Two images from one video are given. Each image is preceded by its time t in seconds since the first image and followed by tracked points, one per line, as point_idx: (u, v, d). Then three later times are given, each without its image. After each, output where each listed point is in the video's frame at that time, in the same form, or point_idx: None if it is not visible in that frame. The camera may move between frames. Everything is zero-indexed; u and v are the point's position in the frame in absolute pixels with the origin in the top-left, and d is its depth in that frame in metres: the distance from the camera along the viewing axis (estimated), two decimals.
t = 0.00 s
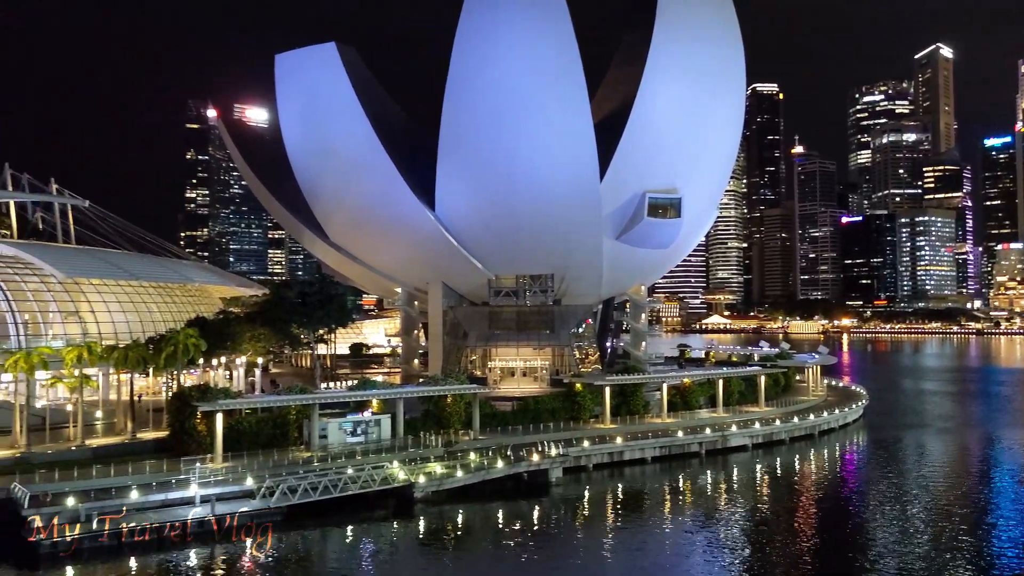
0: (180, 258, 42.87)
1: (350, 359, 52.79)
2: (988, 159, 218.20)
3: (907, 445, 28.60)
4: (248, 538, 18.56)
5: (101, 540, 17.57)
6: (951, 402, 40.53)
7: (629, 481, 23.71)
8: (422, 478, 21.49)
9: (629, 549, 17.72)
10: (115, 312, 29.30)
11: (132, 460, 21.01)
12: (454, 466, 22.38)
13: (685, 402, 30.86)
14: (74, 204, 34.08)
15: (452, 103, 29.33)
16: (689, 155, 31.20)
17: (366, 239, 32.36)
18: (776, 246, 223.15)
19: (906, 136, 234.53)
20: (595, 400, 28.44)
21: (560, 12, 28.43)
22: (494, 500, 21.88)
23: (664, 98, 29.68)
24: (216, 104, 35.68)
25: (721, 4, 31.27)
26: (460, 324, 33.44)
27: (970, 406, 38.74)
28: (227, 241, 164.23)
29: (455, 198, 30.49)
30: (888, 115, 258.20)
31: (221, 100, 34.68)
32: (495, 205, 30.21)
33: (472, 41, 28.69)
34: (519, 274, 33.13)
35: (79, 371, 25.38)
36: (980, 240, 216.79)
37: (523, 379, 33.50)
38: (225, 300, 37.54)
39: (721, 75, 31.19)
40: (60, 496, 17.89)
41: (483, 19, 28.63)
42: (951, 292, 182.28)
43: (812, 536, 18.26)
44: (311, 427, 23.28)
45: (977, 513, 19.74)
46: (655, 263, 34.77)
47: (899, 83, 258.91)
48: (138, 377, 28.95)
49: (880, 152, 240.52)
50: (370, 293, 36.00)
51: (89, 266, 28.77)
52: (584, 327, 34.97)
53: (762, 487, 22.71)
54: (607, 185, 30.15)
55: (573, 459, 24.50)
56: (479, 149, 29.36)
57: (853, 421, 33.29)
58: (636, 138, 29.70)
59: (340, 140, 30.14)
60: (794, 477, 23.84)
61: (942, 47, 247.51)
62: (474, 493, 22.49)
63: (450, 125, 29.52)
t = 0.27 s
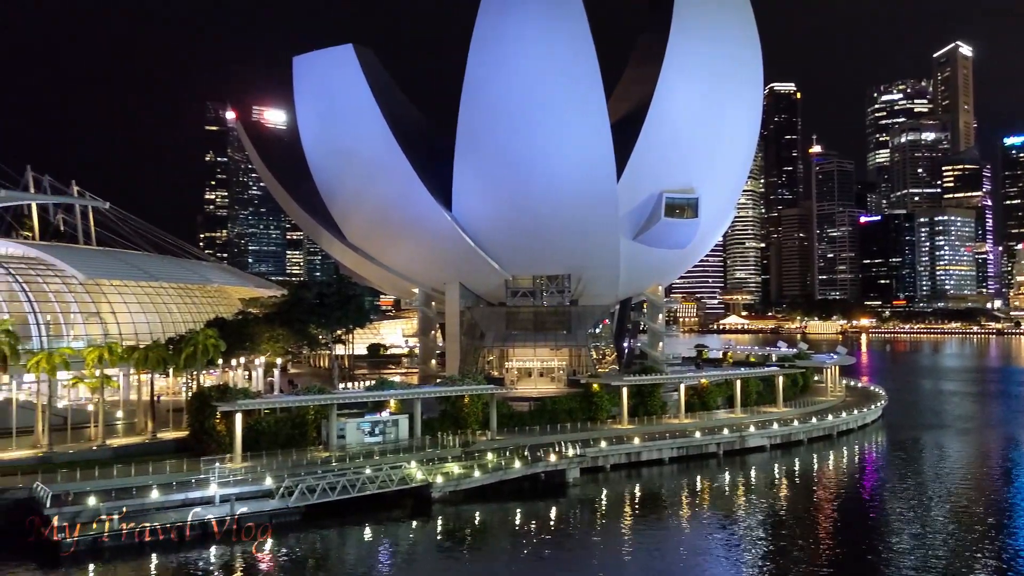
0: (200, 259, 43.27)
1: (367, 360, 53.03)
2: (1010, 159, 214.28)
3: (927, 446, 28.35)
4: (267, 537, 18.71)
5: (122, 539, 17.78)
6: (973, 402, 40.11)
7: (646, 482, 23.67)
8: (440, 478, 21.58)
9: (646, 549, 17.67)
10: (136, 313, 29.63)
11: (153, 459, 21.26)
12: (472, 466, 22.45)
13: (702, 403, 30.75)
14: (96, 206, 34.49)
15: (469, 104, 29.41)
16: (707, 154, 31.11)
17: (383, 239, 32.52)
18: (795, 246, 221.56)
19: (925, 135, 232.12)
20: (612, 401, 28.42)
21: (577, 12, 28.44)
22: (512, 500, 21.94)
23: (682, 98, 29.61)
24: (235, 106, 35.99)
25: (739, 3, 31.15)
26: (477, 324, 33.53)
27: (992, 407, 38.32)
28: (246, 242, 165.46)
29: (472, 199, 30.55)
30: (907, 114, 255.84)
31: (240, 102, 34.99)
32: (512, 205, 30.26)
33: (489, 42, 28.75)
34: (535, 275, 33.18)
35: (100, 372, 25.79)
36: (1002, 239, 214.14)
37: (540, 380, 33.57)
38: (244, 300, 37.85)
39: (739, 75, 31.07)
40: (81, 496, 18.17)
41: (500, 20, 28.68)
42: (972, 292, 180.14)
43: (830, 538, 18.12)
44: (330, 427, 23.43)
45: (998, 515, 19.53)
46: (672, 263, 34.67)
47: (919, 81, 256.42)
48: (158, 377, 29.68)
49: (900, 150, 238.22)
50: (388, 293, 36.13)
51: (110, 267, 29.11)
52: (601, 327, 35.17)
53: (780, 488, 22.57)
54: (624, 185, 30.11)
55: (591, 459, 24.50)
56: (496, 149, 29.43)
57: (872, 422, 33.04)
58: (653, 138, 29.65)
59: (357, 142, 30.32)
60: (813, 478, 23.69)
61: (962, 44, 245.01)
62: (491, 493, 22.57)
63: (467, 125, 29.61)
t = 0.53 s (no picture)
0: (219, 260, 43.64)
1: (384, 360, 53.28)
2: None
3: (948, 447, 28.08)
4: (286, 537, 18.85)
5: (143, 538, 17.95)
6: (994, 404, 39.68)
7: (664, 483, 23.60)
8: (457, 478, 21.66)
9: (663, 550, 17.63)
10: (156, 314, 29.93)
11: (173, 459, 21.50)
12: (489, 466, 22.51)
13: (720, 403, 30.62)
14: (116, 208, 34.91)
15: (485, 105, 29.48)
16: (724, 154, 31.00)
17: (400, 240, 32.65)
18: (813, 246, 219.93)
19: (945, 135, 229.58)
20: (629, 401, 28.39)
21: (594, 12, 28.44)
22: (529, 501, 21.97)
23: (699, 98, 29.52)
24: (253, 109, 36.30)
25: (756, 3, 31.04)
26: (494, 324, 33.59)
27: (1014, 408, 37.89)
28: (264, 244, 166.62)
29: (489, 200, 30.61)
30: (926, 113, 253.43)
31: (258, 104, 35.29)
32: (529, 206, 30.27)
33: (506, 43, 28.80)
34: (552, 276, 33.21)
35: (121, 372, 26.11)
36: None
37: (557, 381, 33.54)
38: (263, 301, 38.13)
39: (756, 75, 30.95)
40: (102, 496, 18.33)
41: (517, 21, 28.72)
42: (993, 292, 177.97)
43: (848, 539, 18.01)
44: (348, 427, 23.58)
45: (1021, 517, 19.32)
46: (689, 264, 34.56)
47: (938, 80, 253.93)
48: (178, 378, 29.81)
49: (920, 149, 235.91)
50: (406, 294, 36.26)
51: (131, 269, 29.43)
52: (618, 328, 35.18)
53: (798, 489, 22.44)
54: (641, 185, 30.06)
55: (608, 460, 24.50)
56: (512, 150, 29.47)
57: (891, 422, 32.79)
58: (670, 138, 29.57)
59: (375, 143, 30.47)
60: (831, 479, 23.54)
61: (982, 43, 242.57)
62: (509, 493, 22.62)
63: (484, 126, 29.67)
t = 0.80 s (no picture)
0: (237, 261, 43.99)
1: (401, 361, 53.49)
2: None
3: (968, 449, 27.80)
4: (303, 536, 19.00)
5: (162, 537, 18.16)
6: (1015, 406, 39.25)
7: (681, 484, 23.55)
8: (474, 479, 21.71)
9: (679, 552, 17.58)
10: (175, 315, 30.25)
11: (192, 459, 21.76)
12: (506, 467, 22.56)
13: (737, 405, 30.47)
14: (135, 209, 35.29)
15: (502, 106, 29.53)
16: (741, 154, 30.88)
17: (417, 241, 32.76)
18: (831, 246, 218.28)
19: (964, 135, 227.32)
20: (646, 402, 28.34)
21: (611, 12, 28.43)
22: (545, 502, 21.98)
23: (716, 98, 29.43)
24: (271, 111, 36.61)
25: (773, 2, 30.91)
26: (510, 325, 33.66)
27: None
28: (282, 245, 167.68)
29: (505, 201, 30.65)
30: (945, 112, 251.06)
31: (276, 106, 35.57)
32: (545, 206, 30.29)
33: (522, 44, 28.85)
34: (569, 277, 33.19)
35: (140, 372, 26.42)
36: None
37: (573, 381, 33.49)
38: (281, 301, 38.40)
39: (774, 74, 30.81)
40: (122, 495, 18.63)
41: (533, 22, 28.76)
42: (1012, 293, 176.02)
43: (866, 541, 17.88)
44: (365, 427, 23.71)
45: None
46: (705, 264, 34.43)
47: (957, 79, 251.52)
48: (197, 379, 30.14)
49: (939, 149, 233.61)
50: (422, 294, 36.35)
51: (151, 270, 29.77)
52: (635, 328, 35.16)
53: (815, 491, 22.29)
54: (658, 186, 30.01)
55: (625, 461, 24.48)
56: (528, 151, 29.51)
57: (910, 424, 32.52)
58: (687, 138, 29.48)
59: (391, 144, 30.62)
60: (849, 481, 23.37)
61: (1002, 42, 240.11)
62: (525, 493, 22.66)
63: (500, 127, 29.72)
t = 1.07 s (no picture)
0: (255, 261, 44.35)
1: (418, 361, 53.73)
2: None
3: (989, 451, 27.51)
4: (321, 536, 19.14)
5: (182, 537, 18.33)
6: None
7: (698, 484, 23.48)
8: (491, 479, 21.78)
9: (697, 553, 17.49)
10: (194, 315, 30.54)
11: (212, 458, 22.01)
12: (523, 467, 22.60)
13: (755, 405, 30.31)
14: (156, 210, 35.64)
15: (519, 107, 29.57)
16: (759, 155, 30.75)
17: (434, 241, 32.87)
18: (851, 246, 216.46)
19: (985, 134, 224.58)
20: (663, 403, 28.28)
21: (628, 12, 28.40)
22: (563, 502, 21.98)
23: (733, 98, 29.32)
24: (290, 112, 36.90)
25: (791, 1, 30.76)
26: (528, 325, 33.70)
27: None
28: (300, 245, 168.73)
29: (522, 202, 30.71)
30: (965, 111, 248.44)
31: (295, 108, 35.85)
32: (562, 207, 30.30)
33: (539, 45, 28.88)
34: (586, 277, 33.18)
35: (160, 372, 26.73)
36: None
37: (590, 382, 33.45)
38: (299, 302, 38.67)
39: (792, 74, 30.65)
40: (143, 494, 18.90)
41: (550, 22, 28.78)
42: None
43: (885, 543, 17.75)
44: (383, 428, 23.84)
45: None
46: (723, 264, 34.29)
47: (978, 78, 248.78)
48: (216, 378, 30.44)
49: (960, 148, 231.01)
50: (439, 294, 36.46)
51: (171, 271, 30.10)
52: (652, 329, 35.08)
53: (834, 492, 22.15)
54: (675, 186, 29.93)
55: (642, 461, 24.44)
56: (545, 152, 29.54)
57: (930, 425, 32.22)
58: (704, 138, 29.39)
59: (409, 145, 30.76)
60: (868, 482, 23.19)
61: None
62: (543, 494, 22.70)
63: (517, 128, 29.77)
